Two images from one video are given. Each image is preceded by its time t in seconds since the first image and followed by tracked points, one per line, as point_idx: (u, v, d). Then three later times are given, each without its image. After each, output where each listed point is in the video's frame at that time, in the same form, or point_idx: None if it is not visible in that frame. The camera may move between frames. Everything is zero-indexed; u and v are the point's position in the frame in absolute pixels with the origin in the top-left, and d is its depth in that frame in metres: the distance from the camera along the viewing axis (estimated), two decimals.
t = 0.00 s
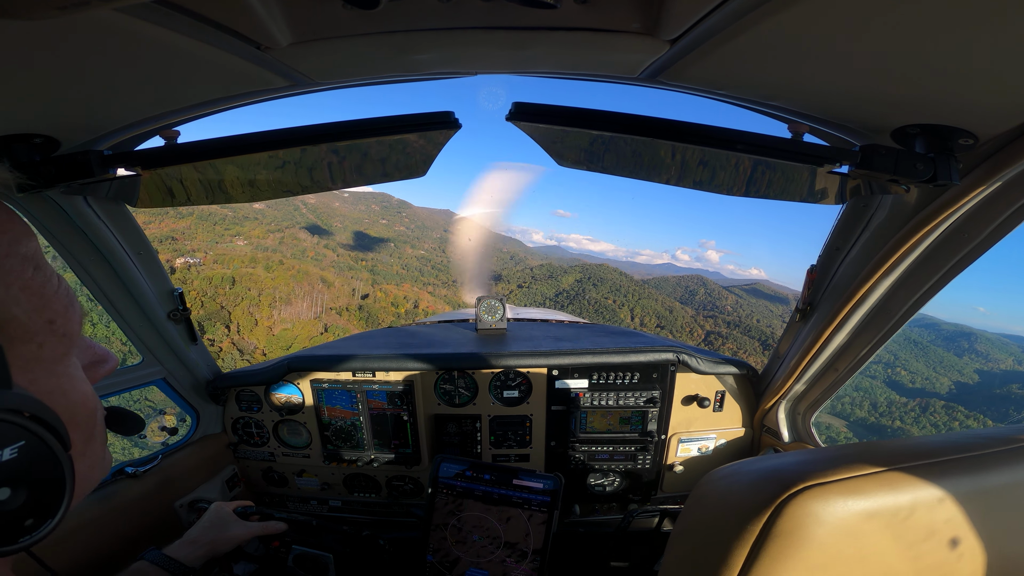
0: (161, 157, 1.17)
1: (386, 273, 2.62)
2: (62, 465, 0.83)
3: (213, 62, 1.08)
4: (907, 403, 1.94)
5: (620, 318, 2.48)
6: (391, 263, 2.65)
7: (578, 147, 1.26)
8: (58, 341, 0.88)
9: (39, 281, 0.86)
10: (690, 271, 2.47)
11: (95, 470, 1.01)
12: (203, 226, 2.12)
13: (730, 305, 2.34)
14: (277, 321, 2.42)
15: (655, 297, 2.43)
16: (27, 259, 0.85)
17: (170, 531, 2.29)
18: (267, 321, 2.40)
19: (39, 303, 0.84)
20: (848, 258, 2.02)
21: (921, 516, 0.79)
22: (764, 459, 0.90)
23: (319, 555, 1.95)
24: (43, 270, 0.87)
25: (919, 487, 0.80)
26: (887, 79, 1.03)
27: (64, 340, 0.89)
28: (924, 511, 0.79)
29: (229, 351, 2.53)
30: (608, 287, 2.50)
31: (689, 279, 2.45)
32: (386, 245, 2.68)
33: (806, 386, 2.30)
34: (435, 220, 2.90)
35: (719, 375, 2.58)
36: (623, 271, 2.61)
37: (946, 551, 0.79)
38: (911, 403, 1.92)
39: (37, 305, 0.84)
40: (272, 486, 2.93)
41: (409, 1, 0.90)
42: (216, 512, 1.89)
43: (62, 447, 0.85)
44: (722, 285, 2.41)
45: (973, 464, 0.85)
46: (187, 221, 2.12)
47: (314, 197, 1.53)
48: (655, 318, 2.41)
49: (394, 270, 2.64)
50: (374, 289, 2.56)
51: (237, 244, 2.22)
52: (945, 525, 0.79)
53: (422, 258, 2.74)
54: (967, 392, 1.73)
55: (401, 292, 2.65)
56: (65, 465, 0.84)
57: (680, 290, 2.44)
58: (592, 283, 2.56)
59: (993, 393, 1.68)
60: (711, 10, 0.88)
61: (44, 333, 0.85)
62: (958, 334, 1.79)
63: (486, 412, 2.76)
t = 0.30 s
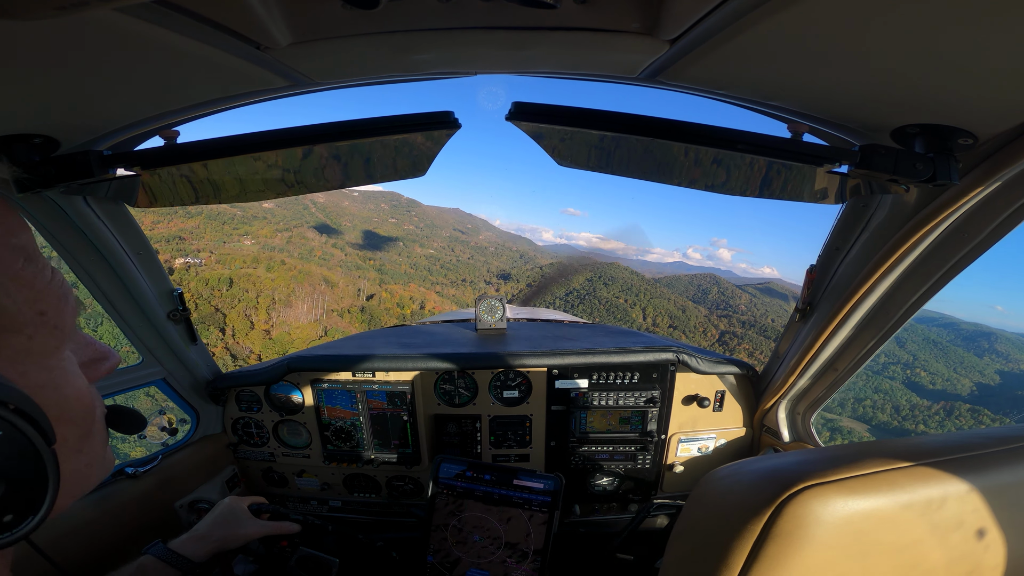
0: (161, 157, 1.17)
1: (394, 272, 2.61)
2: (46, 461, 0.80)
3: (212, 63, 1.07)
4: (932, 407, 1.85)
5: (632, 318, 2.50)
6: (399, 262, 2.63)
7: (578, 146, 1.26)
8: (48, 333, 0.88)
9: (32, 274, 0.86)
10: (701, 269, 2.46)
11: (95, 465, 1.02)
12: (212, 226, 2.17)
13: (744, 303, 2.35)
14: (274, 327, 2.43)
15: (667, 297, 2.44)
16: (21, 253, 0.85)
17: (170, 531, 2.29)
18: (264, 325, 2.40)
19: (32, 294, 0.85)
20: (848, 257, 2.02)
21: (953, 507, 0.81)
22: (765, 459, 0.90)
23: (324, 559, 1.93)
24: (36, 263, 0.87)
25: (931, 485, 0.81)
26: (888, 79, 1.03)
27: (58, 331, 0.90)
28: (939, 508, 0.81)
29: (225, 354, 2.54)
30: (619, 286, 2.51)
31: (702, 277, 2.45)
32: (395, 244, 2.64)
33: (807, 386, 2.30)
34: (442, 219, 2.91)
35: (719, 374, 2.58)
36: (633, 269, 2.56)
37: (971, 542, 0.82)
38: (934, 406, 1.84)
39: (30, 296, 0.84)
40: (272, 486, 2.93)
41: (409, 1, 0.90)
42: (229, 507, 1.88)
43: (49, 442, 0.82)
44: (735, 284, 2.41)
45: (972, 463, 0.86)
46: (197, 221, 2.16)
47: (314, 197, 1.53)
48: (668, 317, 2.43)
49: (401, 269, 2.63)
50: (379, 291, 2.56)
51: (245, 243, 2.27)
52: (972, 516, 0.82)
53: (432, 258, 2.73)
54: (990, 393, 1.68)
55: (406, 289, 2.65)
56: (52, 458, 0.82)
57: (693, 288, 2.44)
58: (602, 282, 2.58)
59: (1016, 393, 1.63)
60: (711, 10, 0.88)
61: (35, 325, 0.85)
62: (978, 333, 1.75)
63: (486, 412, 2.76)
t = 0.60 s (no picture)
0: (161, 157, 1.17)
1: (399, 276, 2.70)
2: None
3: (211, 63, 1.08)
4: (957, 408, 1.75)
5: (643, 318, 2.51)
6: (405, 265, 2.72)
7: (578, 146, 1.26)
8: (14, 350, 0.78)
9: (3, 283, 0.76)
10: (712, 268, 2.45)
11: (60, 483, 0.92)
12: (215, 231, 2.16)
13: (754, 301, 2.31)
14: (268, 336, 2.43)
15: (676, 295, 2.45)
16: None
17: (170, 531, 2.29)
18: (258, 334, 2.41)
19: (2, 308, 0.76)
20: (848, 257, 2.02)
21: (972, 510, 0.82)
22: (765, 459, 0.90)
23: (319, 555, 1.96)
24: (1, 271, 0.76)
25: (934, 486, 0.81)
26: (888, 78, 1.02)
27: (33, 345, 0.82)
28: (945, 508, 0.81)
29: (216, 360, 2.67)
30: (627, 286, 2.53)
31: (712, 276, 2.44)
32: (400, 246, 2.72)
33: (808, 386, 2.30)
34: (449, 222, 3.08)
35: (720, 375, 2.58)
36: (641, 268, 2.63)
37: (988, 542, 0.84)
38: (957, 405, 1.75)
39: None
40: (272, 486, 2.93)
41: (409, 1, 0.90)
42: (217, 512, 1.89)
43: None
44: (745, 282, 2.39)
45: (972, 463, 0.86)
46: (201, 226, 2.18)
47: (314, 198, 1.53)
48: (678, 318, 2.43)
49: (407, 271, 2.71)
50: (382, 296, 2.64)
51: (248, 248, 2.26)
52: (988, 518, 0.84)
53: (435, 259, 2.77)
54: (1010, 390, 1.63)
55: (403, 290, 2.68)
56: None
57: (702, 287, 2.44)
58: (611, 282, 2.60)
59: None
60: (711, 10, 0.88)
61: None
62: (995, 329, 1.69)
63: (486, 412, 2.76)
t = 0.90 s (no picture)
0: (161, 157, 1.17)
1: (400, 279, 2.75)
2: None
3: (211, 62, 1.07)
4: (976, 414, 1.70)
5: (650, 320, 2.52)
6: (407, 268, 2.77)
7: (578, 146, 1.26)
8: (48, 369, 0.85)
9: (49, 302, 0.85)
10: (718, 270, 2.43)
11: (68, 505, 0.95)
12: (216, 235, 2.23)
13: (761, 302, 2.34)
14: (258, 343, 2.52)
15: (683, 299, 2.41)
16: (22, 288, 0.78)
17: (170, 532, 2.29)
18: (245, 342, 2.51)
19: (37, 327, 0.83)
20: (848, 257, 2.02)
21: (980, 512, 0.83)
22: (765, 459, 0.90)
23: (319, 555, 1.95)
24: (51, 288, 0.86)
25: (936, 486, 0.81)
26: (888, 78, 1.03)
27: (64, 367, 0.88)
28: (947, 507, 0.81)
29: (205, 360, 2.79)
30: (632, 288, 2.50)
31: (718, 278, 2.42)
32: (402, 250, 2.79)
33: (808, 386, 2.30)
34: (453, 224, 3.11)
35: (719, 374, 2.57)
36: (645, 270, 2.58)
37: (995, 544, 0.85)
38: (975, 410, 1.70)
39: (34, 329, 0.82)
40: (272, 486, 2.93)
41: (409, 1, 0.90)
42: (215, 515, 1.88)
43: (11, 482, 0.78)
44: (752, 283, 2.38)
45: (973, 463, 0.86)
46: (201, 230, 2.22)
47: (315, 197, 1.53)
48: (685, 321, 2.42)
49: (409, 275, 2.76)
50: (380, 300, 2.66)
51: (248, 252, 2.33)
52: (996, 520, 0.84)
53: (435, 263, 2.83)
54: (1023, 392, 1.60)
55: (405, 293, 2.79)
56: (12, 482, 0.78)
57: (709, 289, 2.42)
58: (616, 285, 2.55)
59: None
60: (711, 10, 0.88)
61: (35, 359, 0.83)
62: (1005, 329, 1.66)
63: (486, 412, 2.76)
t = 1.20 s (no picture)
0: (161, 157, 1.17)
1: (399, 283, 2.63)
2: None
3: (212, 63, 1.08)
4: (988, 416, 1.66)
5: (654, 324, 2.55)
6: (406, 272, 2.66)
7: (578, 146, 1.26)
8: (44, 395, 0.74)
9: (59, 323, 0.76)
10: (721, 272, 2.45)
11: (56, 534, 0.83)
12: (213, 237, 2.27)
13: (766, 304, 2.37)
14: (243, 349, 2.55)
15: (686, 300, 2.45)
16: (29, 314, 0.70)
17: (170, 531, 2.29)
18: (230, 348, 2.56)
19: (38, 351, 0.72)
20: (848, 257, 2.02)
21: (981, 516, 0.83)
22: (765, 459, 0.90)
23: (318, 555, 1.95)
24: (62, 309, 0.77)
25: (935, 485, 0.81)
26: (888, 78, 1.02)
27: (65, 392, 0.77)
28: (948, 509, 0.81)
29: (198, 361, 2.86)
30: (635, 291, 2.56)
31: (720, 279, 2.45)
32: (402, 252, 2.70)
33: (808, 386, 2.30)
34: (453, 226, 3.01)
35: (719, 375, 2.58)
36: (648, 273, 2.61)
37: (995, 547, 0.85)
38: (987, 413, 1.66)
39: (35, 352, 0.71)
40: (272, 486, 2.93)
41: (409, 1, 0.90)
42: (213, 515, 1.88)
43: None
44: (756, 285, 2.40)
45: (972, 463, 0.86)
46: (197, 232, 2.26)
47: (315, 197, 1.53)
48: (689, 323, 2.45)
49: (408, 278, 2.64)
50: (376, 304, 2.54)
51: (244, 254, 2.33)
52: (996, 523, 0.84)
53: (436, 266, 2.73)
54: None
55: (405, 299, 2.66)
56: None
57: (711, 291, 2.45)
58: (618, 287, 2.60)
59: None
60: (711, 10, 0.88)
61: (30, 383, 0.71)
62: (1010, 330, 1.65)
63: (486, 412, 2.76)
